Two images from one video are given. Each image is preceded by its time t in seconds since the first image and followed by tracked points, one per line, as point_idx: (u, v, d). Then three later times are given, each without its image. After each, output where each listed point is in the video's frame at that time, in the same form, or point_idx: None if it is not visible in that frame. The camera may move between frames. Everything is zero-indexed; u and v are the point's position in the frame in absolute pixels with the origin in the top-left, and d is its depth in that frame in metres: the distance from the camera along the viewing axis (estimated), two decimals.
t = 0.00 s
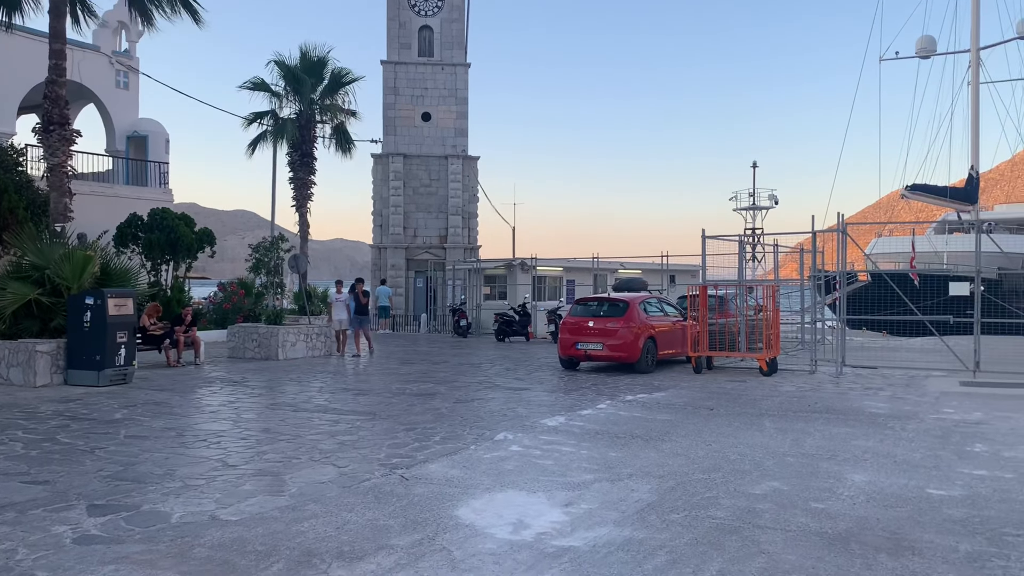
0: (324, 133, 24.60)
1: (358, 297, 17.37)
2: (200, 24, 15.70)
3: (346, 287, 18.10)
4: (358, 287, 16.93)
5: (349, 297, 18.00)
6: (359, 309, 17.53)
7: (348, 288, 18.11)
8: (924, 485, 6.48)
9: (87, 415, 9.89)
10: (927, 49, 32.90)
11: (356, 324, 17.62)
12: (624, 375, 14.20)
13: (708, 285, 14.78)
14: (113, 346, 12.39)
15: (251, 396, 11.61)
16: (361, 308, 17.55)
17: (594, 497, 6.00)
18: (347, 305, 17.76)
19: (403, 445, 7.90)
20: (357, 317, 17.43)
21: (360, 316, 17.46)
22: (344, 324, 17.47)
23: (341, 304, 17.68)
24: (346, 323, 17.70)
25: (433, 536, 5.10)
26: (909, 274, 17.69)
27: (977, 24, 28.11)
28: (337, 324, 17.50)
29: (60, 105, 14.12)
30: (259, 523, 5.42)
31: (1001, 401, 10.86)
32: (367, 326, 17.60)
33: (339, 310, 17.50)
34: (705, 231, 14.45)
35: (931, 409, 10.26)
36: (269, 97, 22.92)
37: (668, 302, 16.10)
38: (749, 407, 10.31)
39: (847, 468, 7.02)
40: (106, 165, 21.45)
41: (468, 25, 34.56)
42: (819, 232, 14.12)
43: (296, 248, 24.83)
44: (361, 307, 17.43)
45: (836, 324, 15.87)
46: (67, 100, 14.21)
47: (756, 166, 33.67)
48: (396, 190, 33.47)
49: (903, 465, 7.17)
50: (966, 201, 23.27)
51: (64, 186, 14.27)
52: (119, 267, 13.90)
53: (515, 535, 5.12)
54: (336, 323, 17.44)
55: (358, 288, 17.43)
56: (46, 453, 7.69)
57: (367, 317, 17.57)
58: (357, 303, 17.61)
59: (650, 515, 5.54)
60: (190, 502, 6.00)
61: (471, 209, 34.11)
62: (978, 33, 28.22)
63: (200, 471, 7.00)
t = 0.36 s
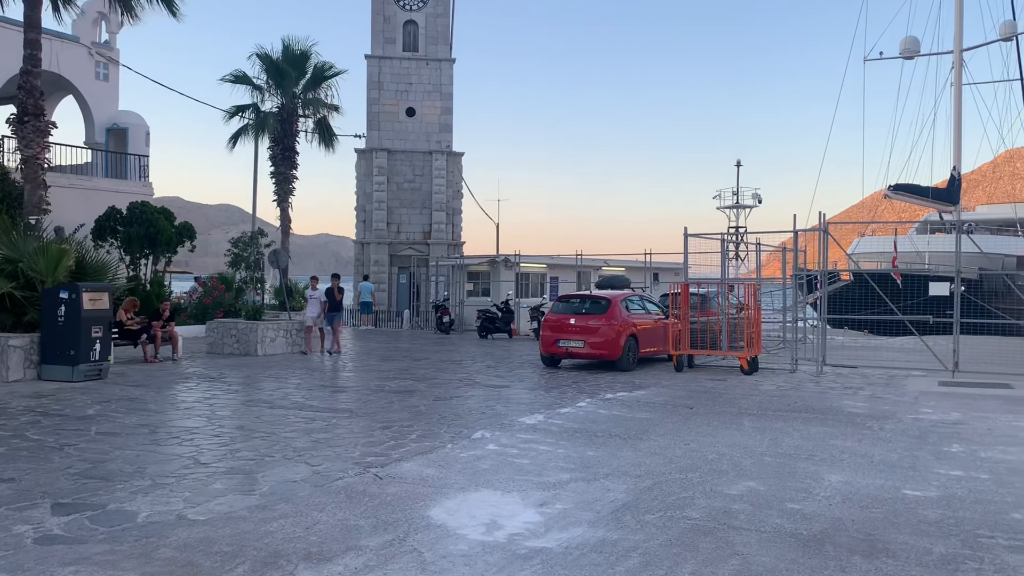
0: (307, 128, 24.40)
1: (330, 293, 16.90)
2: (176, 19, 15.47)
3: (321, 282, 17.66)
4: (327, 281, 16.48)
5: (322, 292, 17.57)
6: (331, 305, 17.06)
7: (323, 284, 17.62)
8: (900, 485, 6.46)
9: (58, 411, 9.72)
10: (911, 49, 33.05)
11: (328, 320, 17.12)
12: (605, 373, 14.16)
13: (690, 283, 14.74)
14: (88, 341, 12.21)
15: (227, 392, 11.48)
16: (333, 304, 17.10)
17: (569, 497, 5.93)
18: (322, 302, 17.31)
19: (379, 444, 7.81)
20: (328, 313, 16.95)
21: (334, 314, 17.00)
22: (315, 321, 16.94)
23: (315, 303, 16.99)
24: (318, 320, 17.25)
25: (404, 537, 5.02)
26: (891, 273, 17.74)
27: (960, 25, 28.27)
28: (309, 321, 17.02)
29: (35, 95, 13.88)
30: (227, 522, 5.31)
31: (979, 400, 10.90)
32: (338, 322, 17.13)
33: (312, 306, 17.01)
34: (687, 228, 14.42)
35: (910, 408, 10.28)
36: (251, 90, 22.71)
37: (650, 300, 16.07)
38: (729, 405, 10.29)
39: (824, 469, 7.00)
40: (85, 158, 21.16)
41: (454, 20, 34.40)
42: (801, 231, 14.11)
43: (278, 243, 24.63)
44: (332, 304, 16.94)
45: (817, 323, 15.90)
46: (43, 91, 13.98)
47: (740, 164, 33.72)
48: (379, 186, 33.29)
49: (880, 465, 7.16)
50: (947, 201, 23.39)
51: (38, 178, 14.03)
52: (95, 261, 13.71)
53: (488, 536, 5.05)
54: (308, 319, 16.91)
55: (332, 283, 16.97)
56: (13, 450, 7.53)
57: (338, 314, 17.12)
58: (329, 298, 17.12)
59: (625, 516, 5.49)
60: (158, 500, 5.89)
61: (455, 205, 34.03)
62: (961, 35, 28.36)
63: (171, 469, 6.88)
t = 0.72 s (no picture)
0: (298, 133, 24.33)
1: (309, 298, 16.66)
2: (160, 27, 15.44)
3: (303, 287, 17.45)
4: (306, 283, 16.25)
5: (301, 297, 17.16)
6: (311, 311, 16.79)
7: (302, 289, 17.43)
8: (883, 501, 6.40)
9: (36, 416, 9.59)
10: (903, 62, 33.19)
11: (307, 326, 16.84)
12: (592, 382, 14.08)
13: (680, 292, 14.68)
14: (71, 345, 12.06)
15: (210, 398, 11.36)
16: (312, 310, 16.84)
17: (548, 511, 5.84)
18: (301, 307, 17.08)
19: (360, 454, 7.71)
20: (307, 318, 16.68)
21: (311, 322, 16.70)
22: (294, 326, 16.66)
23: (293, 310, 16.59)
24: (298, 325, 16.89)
25: (377, 551, 4.92)
26: (881, 285, 17.71)
27: (952, 39, 28.40)
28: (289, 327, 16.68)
29: (21, 97, 13.76)
30: (197, 534, 5.21)
31: (966, 414, 10.86)
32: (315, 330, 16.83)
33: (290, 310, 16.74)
34: (677, 238, 14.37)
35: (897, 422, 10.23)
36: (242, 94, 22.63)
37: (640, 309, 16.01)
38: (715, 417, 10.22)
39: (808, 483, 6.93)
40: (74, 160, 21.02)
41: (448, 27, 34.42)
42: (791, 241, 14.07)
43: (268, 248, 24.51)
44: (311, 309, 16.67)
45: (806, 334, 15.86)
46: (29, 92, 13.87)
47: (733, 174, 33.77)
48: (371, 191, 33.22)
49: (864, 480, 7.09)
50: (938, 214, 23.41)
51: (23, 180, 13.89)
52: (80, 265, 13.59)
53: (463, 551, 4.96)
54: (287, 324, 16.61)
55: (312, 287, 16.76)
56: None
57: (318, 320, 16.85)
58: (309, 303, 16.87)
59: (604, 530, 5.41)
60: (129, 510, 5.77)
61: (447, 211, 33.99)
62: (953, 48, 28.49)
63: (145, 478, 6.77)
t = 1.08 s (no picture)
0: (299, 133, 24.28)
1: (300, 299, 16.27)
2: (157, 27, 15.40)
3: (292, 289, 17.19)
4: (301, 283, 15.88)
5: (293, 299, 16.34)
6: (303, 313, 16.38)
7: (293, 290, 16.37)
8: (889, 503, 6.30)
9: (34, 419, 9.52)
10: (907, 61, 33.07)
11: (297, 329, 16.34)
12: (594, 383, 13.99)
13: (682, 292, 14.58)
14: (70, 346, 12.02)
15: (210, 400, 11.29)
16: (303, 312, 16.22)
17: (548, 513, 5.76)
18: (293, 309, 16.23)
19: (359, 456, 7.63)
20: (299, 320, 16.19)
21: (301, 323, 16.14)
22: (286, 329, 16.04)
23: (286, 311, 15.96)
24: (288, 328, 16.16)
25: (373, 554, 4.84)
26: (885, 285, 17.56)
27: (956, 38, 28.28)
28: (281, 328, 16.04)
29: (19, 98, 13.72)
30: (191, 538, 5.13)
31: (972, 414, 10.75)
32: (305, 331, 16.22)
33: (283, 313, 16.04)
34: (679, 237, 14.28)
35: (902, 422, 10.12)
36: (243, 95, 22.58)
37: (642, 310, 15.92)
38: (718, 418, 10.13)
39: (812, 485, 6.84)
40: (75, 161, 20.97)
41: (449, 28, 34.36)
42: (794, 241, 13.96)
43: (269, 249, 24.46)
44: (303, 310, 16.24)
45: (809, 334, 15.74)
46: (27, 93, 13.83)
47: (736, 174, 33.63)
48: (373, 192, 33.17)
49: (869, 481, 6.99)
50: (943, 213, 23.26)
51: (21, 182, 13.83)
52: (79, 266, 13.53)
53: (460, 554, 4.88)
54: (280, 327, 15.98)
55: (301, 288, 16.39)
56: None
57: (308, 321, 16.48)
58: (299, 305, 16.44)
59: (604, 533, 5.32)
60: (124, 514, 5.70)
61: (449, 212, 33.94)
62: (957, 47, 28.36)
63: (141, 480, 6.70)
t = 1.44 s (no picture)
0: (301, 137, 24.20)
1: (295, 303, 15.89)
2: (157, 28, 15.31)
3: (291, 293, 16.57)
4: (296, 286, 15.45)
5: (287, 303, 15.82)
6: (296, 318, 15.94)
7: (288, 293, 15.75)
8: (907, 502, 6.16)
9: (37, 428, 9.44)
10: (909, 54, 32.88)
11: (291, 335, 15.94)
12: (602, 383, 13.86)
13: (689, 290, 14.45)
14: (73, 354, 11.94)
15: (214, 406, 11.19)
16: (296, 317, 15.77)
17: (559, 517, 5.64)
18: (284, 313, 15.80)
19: (365, 461, 7.52)
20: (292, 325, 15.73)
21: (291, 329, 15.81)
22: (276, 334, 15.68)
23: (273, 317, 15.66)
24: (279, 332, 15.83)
25: (380, 563, 4.73)
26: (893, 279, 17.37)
27: (959, 29, 28.08)
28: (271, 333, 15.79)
29: (18, 105, 13.64)
30: (195, 548, 5.02)
31: (986, 409, 10.60)
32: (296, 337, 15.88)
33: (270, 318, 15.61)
34: (684, 235, 14.13)
35: (915, 418, 9.97)
36: (244, 99, 22.51)
37: (649, 308, 15.78)
38: (728, 417, 9.99)
39: (826, 484, 6.70)
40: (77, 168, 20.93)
41: (450, 29, 34.27)
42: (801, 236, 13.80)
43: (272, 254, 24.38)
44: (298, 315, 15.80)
45: (818, 330, 15.57)
46: (26, 100, 13.75)
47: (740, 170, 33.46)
48: (376, 195, 33.09)
49: (885, 480, 6.86)
50: (949, 206, 23.07)
51: (22, 189, 13.75)
52: (81, 273, 13.45)
53: (469, 562, 4.77)
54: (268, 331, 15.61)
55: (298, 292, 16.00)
56: None
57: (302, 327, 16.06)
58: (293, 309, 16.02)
59: (616, 538, 5.20)
60: (127, 524, 5.60)
61: (452, 213, 33.83)
62: (960, 39, 28.17)
63: (145, 490, 6.60)
